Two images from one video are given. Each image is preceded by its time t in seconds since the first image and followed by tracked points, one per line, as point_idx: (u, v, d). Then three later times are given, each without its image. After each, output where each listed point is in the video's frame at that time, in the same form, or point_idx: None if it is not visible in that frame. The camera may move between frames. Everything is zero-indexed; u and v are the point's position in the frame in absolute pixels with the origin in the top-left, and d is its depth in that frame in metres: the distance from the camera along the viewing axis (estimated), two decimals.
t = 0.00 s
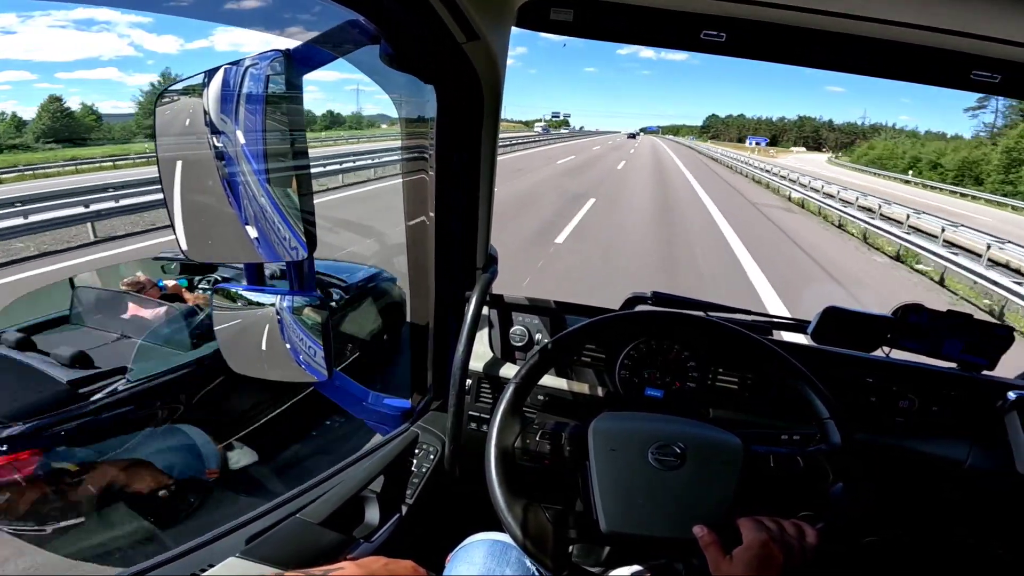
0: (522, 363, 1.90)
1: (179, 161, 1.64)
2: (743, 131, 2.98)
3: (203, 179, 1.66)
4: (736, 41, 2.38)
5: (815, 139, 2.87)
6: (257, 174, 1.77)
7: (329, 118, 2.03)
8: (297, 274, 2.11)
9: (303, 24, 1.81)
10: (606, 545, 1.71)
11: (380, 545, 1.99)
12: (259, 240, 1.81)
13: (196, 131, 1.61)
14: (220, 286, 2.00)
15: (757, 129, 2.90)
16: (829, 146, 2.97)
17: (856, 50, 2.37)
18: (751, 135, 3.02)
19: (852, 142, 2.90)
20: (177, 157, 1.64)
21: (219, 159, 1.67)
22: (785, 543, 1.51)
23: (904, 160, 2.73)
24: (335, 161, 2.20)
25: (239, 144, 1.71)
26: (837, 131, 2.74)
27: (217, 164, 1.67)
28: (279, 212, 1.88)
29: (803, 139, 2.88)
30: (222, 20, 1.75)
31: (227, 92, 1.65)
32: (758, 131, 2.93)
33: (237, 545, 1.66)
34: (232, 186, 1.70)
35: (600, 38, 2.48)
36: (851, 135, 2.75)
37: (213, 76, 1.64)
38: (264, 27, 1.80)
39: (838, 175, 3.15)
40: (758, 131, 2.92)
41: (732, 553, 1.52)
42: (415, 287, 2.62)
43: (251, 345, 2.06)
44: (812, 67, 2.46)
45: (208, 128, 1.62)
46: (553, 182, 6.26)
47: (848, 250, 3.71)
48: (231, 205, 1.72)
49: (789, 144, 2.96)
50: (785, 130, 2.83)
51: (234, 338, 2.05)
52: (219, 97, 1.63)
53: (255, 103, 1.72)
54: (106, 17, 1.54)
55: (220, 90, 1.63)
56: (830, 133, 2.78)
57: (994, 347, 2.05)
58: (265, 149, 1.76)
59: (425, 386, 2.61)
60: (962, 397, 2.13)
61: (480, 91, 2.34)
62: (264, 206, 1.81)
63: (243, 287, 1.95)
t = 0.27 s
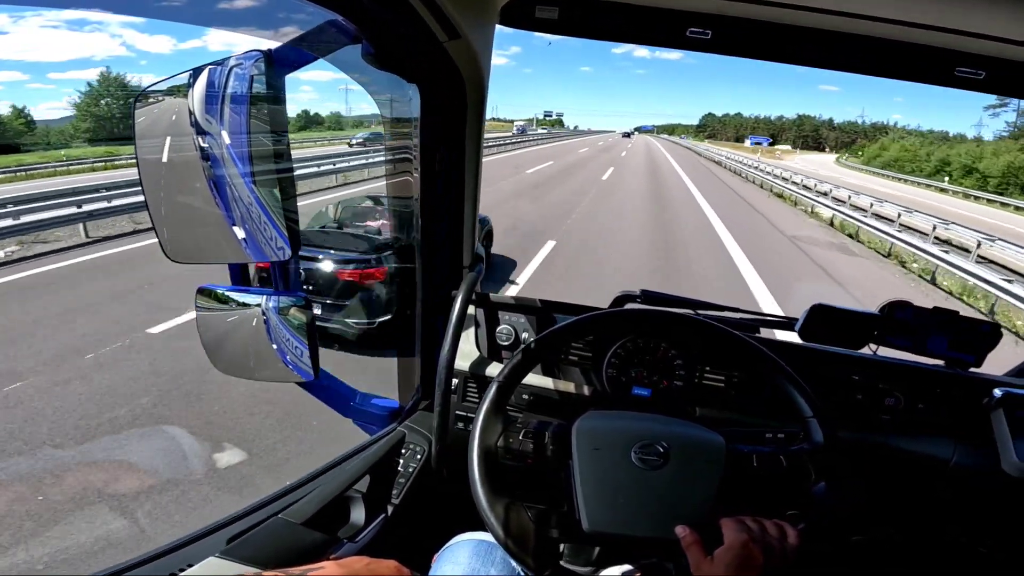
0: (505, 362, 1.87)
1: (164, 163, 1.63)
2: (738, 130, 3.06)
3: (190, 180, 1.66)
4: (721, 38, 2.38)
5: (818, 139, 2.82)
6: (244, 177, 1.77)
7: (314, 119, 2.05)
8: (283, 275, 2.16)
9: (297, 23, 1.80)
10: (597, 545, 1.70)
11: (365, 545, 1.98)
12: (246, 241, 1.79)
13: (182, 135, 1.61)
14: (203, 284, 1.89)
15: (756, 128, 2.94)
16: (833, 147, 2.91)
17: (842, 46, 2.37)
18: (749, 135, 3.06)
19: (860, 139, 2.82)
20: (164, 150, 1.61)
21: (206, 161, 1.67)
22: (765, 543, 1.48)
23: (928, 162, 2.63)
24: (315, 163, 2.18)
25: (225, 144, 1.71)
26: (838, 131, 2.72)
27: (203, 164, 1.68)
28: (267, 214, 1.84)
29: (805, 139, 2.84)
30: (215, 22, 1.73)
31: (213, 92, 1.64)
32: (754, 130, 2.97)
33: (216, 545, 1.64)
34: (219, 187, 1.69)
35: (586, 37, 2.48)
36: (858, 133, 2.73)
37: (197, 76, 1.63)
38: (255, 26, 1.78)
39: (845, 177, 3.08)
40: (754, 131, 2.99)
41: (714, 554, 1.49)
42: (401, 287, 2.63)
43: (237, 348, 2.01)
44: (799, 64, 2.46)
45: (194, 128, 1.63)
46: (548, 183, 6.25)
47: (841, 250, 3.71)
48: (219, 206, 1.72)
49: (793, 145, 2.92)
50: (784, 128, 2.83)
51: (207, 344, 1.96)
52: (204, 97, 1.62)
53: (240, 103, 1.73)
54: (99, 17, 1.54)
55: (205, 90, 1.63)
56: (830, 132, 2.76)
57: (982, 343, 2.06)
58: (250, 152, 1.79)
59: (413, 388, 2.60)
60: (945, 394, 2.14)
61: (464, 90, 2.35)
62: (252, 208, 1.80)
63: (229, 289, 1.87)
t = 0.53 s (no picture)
0: (492, 361, 1.83)
1: (148, 162, 1.64)
2: (734, 130, 3.07)
3: (180, 180, 1.70)
4: (708, 35, 2.38)
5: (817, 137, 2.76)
6: (231, 178, 1.80)
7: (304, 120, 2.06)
8: (270, 276, 2.19)
9: (288, 22, 1.80)
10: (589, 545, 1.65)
11: (353, 545, 1.98)
12: (234, 241, 1.81)
13: (167, 137, 1.66)
14: (190, 286, 1.87)
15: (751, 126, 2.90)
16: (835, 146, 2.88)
17: (828, 43, 2.38)
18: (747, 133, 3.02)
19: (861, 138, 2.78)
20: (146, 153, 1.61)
21: (193, 162, 1.73)
22: (750, 543, 1.45)
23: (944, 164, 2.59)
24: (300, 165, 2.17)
25: (211, 145, 1.75)
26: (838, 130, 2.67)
27: (190, 165, 1.72)
28: (252, 213, 1.83)
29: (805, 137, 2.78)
30: (205, 23, 1.71)
31: (198, 92, 1.68)
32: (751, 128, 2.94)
33: (200, 545, 1.64)
34: (206, 187, 1.75)
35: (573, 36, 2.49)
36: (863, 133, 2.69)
37: (182, 76, 1.65)
38: (248, 27, 1.76)
39: (851, 177, 3.06)
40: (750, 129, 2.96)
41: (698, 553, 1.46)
42: (388, 287, 2.64)
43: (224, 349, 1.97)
44: (786, 61, 2.47)
45: (180, 129, 1.67)
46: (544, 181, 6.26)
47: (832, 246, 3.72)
48: (206, 206, 1.75)
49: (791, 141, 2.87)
50: (783, 126, 2.78)
51: (193, 346, 1.93)
52: (190, 97, 1.66)
53: (226, 104, 1.76)
54: (87, 18, 1.51)
55: (191, 90, 1.66)
56: (831, 131, 2.70)
57: (969, 339, 2.09)
58: (237, 154, 1.81)
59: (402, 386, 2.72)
60: (933, 391, 2.20)
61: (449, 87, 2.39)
62: (238, 207, 1.81)
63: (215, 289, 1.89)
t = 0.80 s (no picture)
0: (485, 362, 1.80)
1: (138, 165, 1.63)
2: (731, 130, 3.04)
3: (171, 182, 1.68)
4: (701, 35, 2.39)
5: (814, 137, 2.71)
6: (222, 179, 1.79)
7: (298, 120, 2.06)
8: (261, 277, 2.19)
9: (281, 22, 1.78)
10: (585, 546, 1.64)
11: (346, 546, 1.98)
12: (226, 242, 1.78)
13: (157, 136, 1.62)
14: (179, 288, 1.88)
15: (748, 127, 2.86)
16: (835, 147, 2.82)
17: (820, 42, 2.39)
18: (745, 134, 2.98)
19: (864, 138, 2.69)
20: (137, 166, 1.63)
21: (183, 163, 1.70)
22: (744, 543, 1.44)
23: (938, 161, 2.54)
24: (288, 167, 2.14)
25: (201, 145, 1.74)
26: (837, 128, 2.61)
27: (181, 167, 1.70)
28: (244, 214, 1.83)
29: (802, 137, 2.73)
30: (198, 24, 1.69)
31: (188, 92, 1.66)
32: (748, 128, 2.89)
33: (192, 547, 1.64)
34: (196, 188, 1.73)
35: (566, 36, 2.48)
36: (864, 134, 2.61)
37: (172, 77, 1.64)
38: (242, 28, 1.75)
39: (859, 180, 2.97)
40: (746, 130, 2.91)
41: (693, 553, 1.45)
42: (381, 287, 2.66)
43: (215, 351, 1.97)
44: (778, 60, 2.48)
45: (169, 131, 1.63)
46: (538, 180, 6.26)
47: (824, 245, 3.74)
48: (197, 207, 1.73)
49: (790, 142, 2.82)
50: (780, 126, 2.72)
51: (185, 348, 1.94)
52: (179, 97, 1.64)
53: (215, 103, 1.77)
54: (79, 19, 1.52)
55: (181, 89, 1.64)
56: (830, 130, 2.64)
57: (959, 339, 2.11)
58: (228, 155, 1.81)
59: (397, 386, 2.73)
60: (924, 389, 2.20)
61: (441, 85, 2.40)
62: (229, 208, 1.81)
63: (205, 290, 1.89)
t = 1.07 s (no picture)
0: (478, 362, 1.79)
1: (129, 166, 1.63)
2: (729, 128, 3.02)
3: (163, 182, 1.69)
4: (693, 35, 2.40)
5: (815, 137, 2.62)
6: (213, 180, 1.79)
7: (291, 119, 2.06)
8: (254, 277, 2.19)
9: (274, 22, 1.79)
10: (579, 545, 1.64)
11: (341, 547, 1.98)
12: (218, 243, 1.78)
13: (147, 138, 1.64)
14: (170, 288, 1.84)
15: (747, 125, 2.84)
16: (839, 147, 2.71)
17: (811, 41, 2.41)
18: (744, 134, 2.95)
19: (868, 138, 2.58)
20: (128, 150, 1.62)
21: (175, 163, 1.71)
22: (738, 542, 1.43)
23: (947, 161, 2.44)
24: (277, 167, 2.10)
25: (193, 146, 1.74)
26: (839, 127, 2.53)
27: (172, 167, 1.71)
28: (236, 215, 1.81)
29: (803, 137, 2.66)
30: (190, 24, 1.70)
31: (179, 92, 1.66)
32: (747, 127, 2.87)
33: (185, 549, 1.64)
34: (188, 189, 1.74)
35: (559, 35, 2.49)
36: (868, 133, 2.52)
37: (164, 77, 1.63)
38: (236, 28, 1.76)
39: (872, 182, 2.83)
40: (744, 129, 2.90)
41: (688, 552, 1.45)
42: (375, 287, 2.66)
43: (208, 353, 1.99)
44: (770, 59, 2.49)
45: (161, 131, 1.66)
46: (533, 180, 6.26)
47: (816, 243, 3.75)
48: (189, 208, 1.74)
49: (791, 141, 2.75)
50: (780, 125, 2.67)
51: (178, 349, 1.94)
52: (171, 97, 1.64)
53: (208, 104, 1.75)
54: (69, 19, 1.50)
55: (172, 90, 1.64)
56: (833, 130, 2.57)
57: (952, 337, 2.13)
58: (220, 156, 1.81)
59: (390, 387, 2.74)
60: (915, 387, 2.23)
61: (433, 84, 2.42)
62: (222, 208, 1.80)
63: (197, 291, 1.82)
